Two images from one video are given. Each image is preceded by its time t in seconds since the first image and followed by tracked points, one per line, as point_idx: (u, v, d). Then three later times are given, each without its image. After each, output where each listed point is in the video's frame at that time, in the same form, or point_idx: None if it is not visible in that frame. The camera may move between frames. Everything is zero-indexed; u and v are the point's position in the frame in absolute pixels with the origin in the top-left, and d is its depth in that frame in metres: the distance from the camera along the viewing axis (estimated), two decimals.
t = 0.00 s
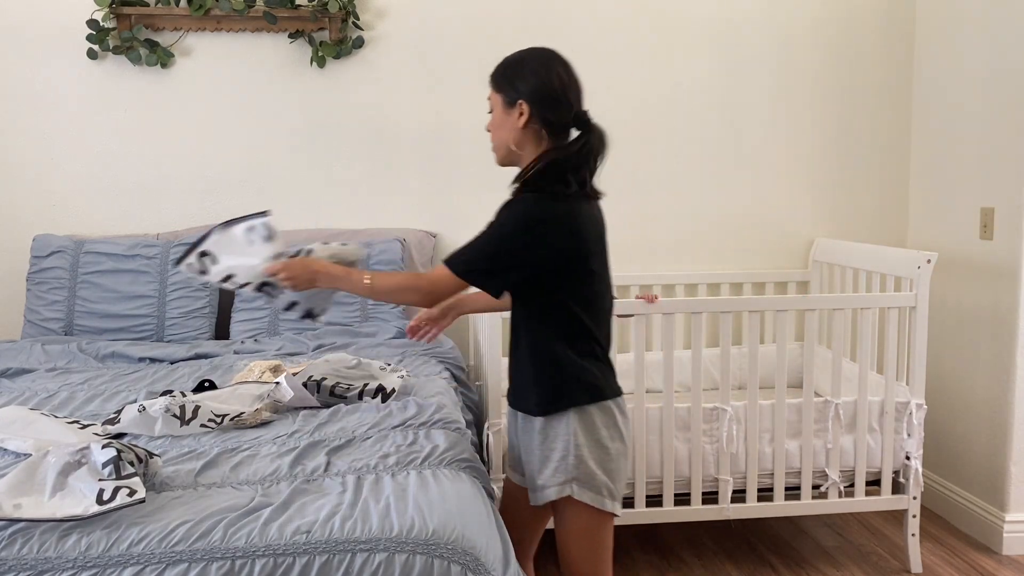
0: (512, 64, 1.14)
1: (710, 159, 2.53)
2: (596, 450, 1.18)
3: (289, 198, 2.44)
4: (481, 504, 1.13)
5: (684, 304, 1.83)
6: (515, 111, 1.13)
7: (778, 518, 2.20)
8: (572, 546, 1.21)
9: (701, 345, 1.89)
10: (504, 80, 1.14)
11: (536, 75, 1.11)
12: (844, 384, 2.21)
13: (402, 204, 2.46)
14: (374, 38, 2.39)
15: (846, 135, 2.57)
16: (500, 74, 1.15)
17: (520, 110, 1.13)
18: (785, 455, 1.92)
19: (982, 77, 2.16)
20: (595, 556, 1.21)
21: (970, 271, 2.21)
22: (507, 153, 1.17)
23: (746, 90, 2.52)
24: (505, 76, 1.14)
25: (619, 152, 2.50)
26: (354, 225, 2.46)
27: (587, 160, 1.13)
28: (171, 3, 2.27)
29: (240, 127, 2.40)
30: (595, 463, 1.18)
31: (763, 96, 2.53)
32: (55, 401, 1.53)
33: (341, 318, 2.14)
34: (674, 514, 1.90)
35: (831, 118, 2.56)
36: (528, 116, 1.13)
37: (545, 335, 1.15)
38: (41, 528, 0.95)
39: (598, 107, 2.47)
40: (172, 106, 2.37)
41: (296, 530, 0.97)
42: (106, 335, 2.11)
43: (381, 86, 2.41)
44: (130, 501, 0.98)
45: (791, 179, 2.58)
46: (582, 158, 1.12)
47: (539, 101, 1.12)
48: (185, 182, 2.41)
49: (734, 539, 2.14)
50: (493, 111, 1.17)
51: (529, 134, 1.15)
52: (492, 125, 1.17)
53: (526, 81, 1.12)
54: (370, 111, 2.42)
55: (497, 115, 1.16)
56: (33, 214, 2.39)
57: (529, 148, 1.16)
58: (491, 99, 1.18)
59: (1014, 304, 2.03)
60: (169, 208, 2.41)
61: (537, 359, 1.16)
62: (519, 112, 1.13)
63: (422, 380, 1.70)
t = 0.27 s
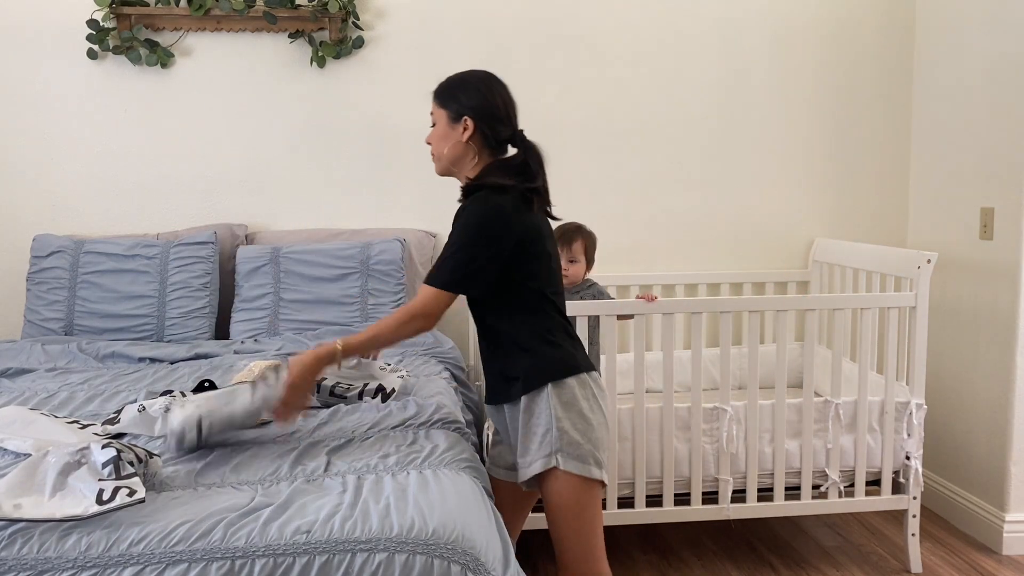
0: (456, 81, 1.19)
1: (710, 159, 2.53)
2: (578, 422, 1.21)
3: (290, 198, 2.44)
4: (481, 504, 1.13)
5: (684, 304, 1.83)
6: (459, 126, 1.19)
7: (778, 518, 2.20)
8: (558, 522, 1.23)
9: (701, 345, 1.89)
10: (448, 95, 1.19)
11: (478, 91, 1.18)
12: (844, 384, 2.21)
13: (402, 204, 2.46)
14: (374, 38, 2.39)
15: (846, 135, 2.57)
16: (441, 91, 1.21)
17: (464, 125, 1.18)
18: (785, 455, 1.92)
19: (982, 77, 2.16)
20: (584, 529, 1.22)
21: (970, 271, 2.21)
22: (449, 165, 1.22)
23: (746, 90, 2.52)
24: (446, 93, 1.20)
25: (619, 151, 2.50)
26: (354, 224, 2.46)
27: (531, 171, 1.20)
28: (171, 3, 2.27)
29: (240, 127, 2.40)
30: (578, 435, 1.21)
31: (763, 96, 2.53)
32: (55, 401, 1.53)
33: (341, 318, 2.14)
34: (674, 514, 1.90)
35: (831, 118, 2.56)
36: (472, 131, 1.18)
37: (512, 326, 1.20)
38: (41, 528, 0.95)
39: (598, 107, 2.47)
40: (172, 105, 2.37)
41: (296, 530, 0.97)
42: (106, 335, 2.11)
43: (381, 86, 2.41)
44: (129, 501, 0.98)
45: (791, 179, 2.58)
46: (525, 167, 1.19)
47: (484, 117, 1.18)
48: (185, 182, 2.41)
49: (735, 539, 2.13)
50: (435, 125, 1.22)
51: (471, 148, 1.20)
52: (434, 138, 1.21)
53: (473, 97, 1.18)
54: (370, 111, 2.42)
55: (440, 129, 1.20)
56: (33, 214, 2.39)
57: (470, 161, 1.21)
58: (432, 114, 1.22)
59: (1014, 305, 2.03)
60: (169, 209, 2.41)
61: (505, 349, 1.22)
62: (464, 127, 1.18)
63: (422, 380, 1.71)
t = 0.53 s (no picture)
0: (443, 70, 1.22)
1: (709, 159, 2.53)
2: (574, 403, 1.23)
3: (290, 198, 2.44)
4: (481, 504, 1.12)
5: (684, 304, 1.83)
6: (454, 112, 1.20)
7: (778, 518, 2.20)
8: (560, 507, 1.23)
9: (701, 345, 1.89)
10: (437, 84, 1.21)
11: (467, 74, 1.20)
12: (844, 384, 2.21)
13: (402, 204, 2.46)
14: (374, 38, 2.39)
15: (846, 135, 2.57)
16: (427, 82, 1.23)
17: (458, 110, 1.20)
18: (785, 455, 1.92)
19: (983, 77, 2.16)
20: (586, 507, 1.23)
21: (969, 271, 2.21)
22: (449, 149, 1.23)
23: (746, 90, 2.52)
24: (433, 83, 1.21)
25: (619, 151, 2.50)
26: (354, 224, 2.46)
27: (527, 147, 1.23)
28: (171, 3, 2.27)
29: (241, 128, 2.40)
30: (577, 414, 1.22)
31: (762, 96, 2.53)
32: (55, 401, 1.53)
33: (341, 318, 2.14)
34: (674, 514, 1.90)
35: (831, 118, 2.56)
36: (467, 116, 1.20)
37: (519, 309, 1.22)
38: (41, 528, 0.95)
39: (597, 107, 2.47)
40: (172, 106, 2.37)
41: (296, 530, 0.97)
42: (106, 335, 2.11)
43: (381, 86, 2.41)
44: (129, 501, 0.98)
45: (791, 179, 2.58)
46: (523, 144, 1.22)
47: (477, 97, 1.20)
48: (185, 181, 2.40)
49: (735, 539, 2.13)
50: (426, 115, 1.23)
51: (467, 131, 1.22)
52: (429, 128, 1.22)
53: (463, 81, 1.20)
54: (370, 111, 2.42)
55: (435, 117, 1.22)
56: (33, 214, 2.39)
57: (468, 144, 1.23)
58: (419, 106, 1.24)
59: (1014, 305, 2.03)
60: (169, 209, 2.41)
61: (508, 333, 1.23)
62: (460, 112, 1.20)
63: (422, 380, 1.71)
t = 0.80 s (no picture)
0: (480, 58, 1.12)
1: (709, 159, 2.53)
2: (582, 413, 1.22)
3: (290, 198, 2.44)
4: (481, 504, 1.12)
5: (684, 304, 1.83)
6: (505, 103, 1.13)
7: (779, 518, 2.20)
8: (563, 514, 1.22)
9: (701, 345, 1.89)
10: (483, 72, 1.11)
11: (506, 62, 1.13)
12: (844, 384, 2.21)
13: (402, 204, 2.46)
14: (373, 38, 2.39)
15: (846, 135, 2.57)
16: (465, 71, 1.11)
17: (510, 103, 1.13)
18: (785, 455, 1.92)
19: (983, 76, 2.16)
20: (592, 514, 1.22)
21: (970, 271, 2.20)
22: (500, 142, 1.14)
23: (746, 90, 2.52)
24: (476, 71, 1.11)
25: (619, 151, 2.50)
26: (354, 225, 2.46)
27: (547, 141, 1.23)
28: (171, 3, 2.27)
29: (241, 128, 2.40)
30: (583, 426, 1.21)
31: (762, 96, 2.53)
32: (55, 401, 1.53)
33: (341, 318, 2.14)
34: (674, 514, 1.90)
35: (831, 118, 2.56)
36: (519, 106, 1.14)
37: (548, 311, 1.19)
38: (41, 528, 0.95)
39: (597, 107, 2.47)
40: (172, 106, 2.37)
41: (296, 530, 0.97)
42: (106, 335, 2.11)
43: (381, 86, 2.41)
44: (129, 501, 0.98)
45: (791, 179, 2.57)
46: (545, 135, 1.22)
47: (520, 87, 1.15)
48: (185, 181, 2.41)
49: (735, 539, 2.13)
50: (473, 109, 1.11)
51: (513, 123, 1.15)
52: (479, 124, 1.11)
53: (506, 70, 1.13)
54: (371, 111, 2.42)
55: (487, 107, 1.11)
56: (33, 214, 2.39)
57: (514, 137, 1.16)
58: (463, 97, 1.10)
59: (1015, 305, 2.03)
60: (169, 209, 2.41)
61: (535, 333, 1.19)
62: (512, 102, 1.13)
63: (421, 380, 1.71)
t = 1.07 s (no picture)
0: (541, 56, 1.09)
1: (710, 159, 2.53)
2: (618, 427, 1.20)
3: (290, 198, 2.44)
4: (481, 504, 1.12)
5: (683, 304, 1.83)
6: (563, 102, 1.11)
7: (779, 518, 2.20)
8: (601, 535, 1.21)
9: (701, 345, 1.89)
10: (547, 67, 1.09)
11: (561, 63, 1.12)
12: (844, 384, 2.21)
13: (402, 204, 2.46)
14: (373, 38, 2.39)
15: (846, 135, 2.57)
16: (528, 64, 1.08)
17: (564, 103, 1.12)
18: (785, 455, 1.92)
19: (983, 76, 2.16)
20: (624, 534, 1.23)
21: (970, 271, 2.20)
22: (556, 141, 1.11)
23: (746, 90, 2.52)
24: (540, 67, 1.08)
25: (619, 151, 2.50)
26: (354, 224, 2.46)
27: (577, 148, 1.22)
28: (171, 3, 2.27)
29: (241, 128, 2.40)
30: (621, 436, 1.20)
31: (762, 96, 2.53)
32: (55, 401, 1.53)
33: (341, 318, 2.14)
34: (673, 514, 1.90)
35: (831, 118, 2.56)
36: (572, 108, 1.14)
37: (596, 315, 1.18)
38: (41, 528, 0.95)
39: (598, 107, 2.47)
40: (172, 106, 2.37)
41: (296, 530, 0.97)
42: (106, 335, 2.11)
43: (381, 86, 2.41)
44: (130, 502, 0.98)
45: (791, 179, 2.57)
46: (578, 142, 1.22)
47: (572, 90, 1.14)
48: (185, 181, 2.41)
49: (735, 539, 2.13)
50: (536, 101, 1.07)
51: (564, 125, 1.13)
52: (541, 116, 1.07)
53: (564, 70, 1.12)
54: (371, 111, 2.42)
55: (549, 104, 1.08)
56: (33, 214, 2.39)
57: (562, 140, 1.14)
58: (525, 90, 1.07)
59: (1015, 305, 2.03)
60: (169, 209, 2.41)
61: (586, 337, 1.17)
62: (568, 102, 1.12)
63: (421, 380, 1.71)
